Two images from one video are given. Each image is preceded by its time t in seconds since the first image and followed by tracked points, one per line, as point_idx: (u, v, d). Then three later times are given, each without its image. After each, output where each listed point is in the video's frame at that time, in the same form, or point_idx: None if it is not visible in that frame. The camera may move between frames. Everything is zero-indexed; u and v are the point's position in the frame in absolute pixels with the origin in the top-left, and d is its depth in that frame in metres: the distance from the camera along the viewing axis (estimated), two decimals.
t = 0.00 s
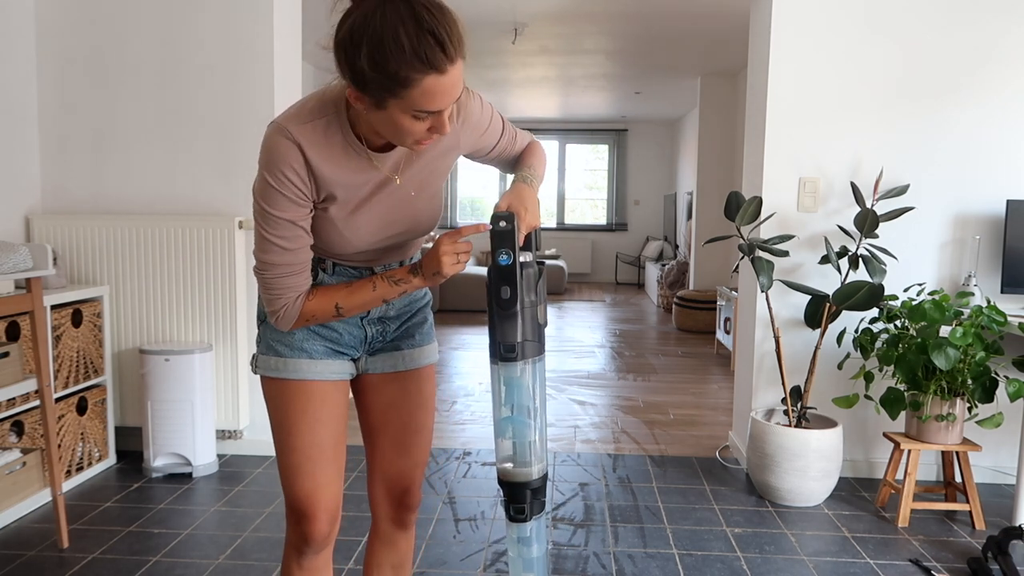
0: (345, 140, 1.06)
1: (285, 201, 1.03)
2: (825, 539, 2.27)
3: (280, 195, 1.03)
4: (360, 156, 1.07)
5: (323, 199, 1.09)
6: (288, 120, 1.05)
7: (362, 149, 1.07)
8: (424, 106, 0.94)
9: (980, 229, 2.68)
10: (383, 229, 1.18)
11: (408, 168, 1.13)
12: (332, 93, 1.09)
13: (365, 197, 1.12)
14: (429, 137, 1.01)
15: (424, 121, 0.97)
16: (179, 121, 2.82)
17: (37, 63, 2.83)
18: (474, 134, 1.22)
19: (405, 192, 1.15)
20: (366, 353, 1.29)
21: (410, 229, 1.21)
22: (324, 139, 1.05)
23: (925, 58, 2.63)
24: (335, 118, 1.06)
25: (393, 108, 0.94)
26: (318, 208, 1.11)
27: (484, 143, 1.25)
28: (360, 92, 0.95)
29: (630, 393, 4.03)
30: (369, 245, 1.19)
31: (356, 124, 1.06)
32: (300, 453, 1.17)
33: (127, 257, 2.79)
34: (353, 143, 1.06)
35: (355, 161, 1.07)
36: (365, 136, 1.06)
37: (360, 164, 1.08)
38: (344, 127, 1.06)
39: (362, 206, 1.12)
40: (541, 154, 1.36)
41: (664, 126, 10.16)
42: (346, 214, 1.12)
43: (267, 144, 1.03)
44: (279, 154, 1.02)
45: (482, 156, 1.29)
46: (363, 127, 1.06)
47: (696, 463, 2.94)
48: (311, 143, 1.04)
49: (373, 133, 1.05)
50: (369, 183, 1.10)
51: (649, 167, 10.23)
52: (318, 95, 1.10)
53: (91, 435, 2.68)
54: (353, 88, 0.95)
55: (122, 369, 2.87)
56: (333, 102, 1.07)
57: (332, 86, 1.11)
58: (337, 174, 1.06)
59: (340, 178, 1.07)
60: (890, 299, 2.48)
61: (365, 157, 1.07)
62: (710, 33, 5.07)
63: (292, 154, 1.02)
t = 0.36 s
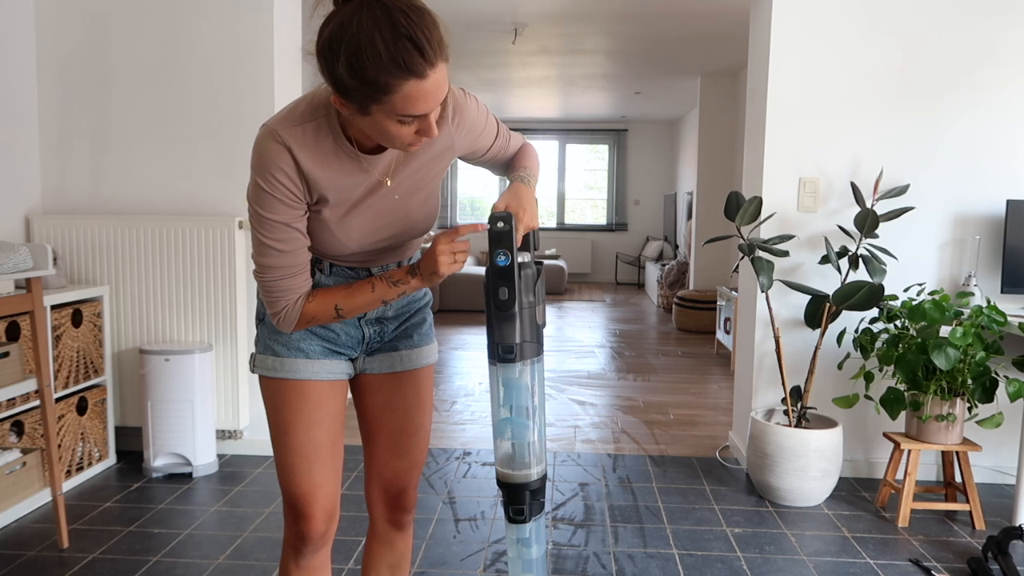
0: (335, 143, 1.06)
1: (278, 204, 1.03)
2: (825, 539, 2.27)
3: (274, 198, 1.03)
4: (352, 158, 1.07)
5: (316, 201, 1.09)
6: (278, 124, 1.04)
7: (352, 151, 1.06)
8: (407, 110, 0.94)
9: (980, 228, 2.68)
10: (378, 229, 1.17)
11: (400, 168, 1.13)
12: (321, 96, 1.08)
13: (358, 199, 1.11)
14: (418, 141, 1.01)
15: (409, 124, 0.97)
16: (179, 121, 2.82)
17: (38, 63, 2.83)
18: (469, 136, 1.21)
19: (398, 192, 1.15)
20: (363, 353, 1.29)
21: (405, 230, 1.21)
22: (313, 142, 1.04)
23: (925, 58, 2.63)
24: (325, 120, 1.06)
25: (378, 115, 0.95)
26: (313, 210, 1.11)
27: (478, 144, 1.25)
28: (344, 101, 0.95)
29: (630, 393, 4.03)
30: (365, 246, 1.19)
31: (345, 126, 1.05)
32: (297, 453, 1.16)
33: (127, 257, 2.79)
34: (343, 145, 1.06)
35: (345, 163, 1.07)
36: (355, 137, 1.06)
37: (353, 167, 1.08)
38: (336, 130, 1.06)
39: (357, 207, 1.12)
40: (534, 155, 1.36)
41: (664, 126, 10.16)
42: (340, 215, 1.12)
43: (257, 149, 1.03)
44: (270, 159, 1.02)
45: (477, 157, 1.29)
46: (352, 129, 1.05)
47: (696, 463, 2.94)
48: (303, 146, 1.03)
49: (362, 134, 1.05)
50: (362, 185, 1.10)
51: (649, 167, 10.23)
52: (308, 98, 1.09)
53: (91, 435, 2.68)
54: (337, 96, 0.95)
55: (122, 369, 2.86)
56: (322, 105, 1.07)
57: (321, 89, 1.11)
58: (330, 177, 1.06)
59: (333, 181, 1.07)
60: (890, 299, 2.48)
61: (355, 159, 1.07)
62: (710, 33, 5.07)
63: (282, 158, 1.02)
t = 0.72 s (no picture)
0: (335, 143, 1.06)
1: (274, 203, 1.03)
2: (825, 539, 2.27)
3: (270, 197, 1.03)
4: (350, 161, 1.07)
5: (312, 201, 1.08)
6: (278, 122, 1.05)
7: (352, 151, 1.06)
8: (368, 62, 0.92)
9: (980, 229, 2.68)
10: (374, 234, 1.17)
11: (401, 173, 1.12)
12: (324, 96, 1.09)
13: (354, 201, 1.11)
14: (381, 122, 0.95)
15: (370, 89, 0.94)
16: (179, 121, 2.82)
17: (38, 63, 2.83)
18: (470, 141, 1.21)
19: (395, 197, 1.14)
20: (357, 353, 1.29)
21: (400, 237, 1.21)
22: (313, 142, 1.05)
23: (925, 58, 2.63)
24: (325, 121, 1.06)
25: (347, 71, 0.94)
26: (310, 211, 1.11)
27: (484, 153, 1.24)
28: (331, 61, 0.98)
29: (630, 393, 4.03)
30: (360, 250, 1.19)
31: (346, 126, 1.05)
32: (291, 452, 1.16)
33: (127, 257, 2.79)
34: (342, 146, 1.06)
35: (343, 164, 1.07)
36: (355, 138, 1.06)
37: (351, 170, 1.08)
38: (336, 132, 1.06)
39: (353, 211, 1.12)
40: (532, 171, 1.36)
41: (664, 126, 10.16)
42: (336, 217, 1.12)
43: (255, 146, 1.03)
44: (268, 157, 1.02)
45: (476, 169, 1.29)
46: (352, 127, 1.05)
47: (696, 463, 2.94)
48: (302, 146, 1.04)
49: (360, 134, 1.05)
50: (360, 188, 1.10)
51: (649, 167, 10.23)
52: (310, 99, 1.09)
53: (91, 435, 2.68)
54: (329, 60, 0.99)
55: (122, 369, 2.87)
56: (324, 105, 1.07)
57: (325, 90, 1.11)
58: (327, 177, 1.06)
59: (330, 183, 1.07)
60: (890, 299, 2.48)
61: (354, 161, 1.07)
62: (710, 33, 5.07)
63: (279, 155, 1.02)
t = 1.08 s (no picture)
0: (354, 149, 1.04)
1: (279, 199, 1.00)
2: (825, 539, 2.27)
3: (277, 197, 1.00)
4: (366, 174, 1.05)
5: (318, 205, 1.05)
6: (299, 119, 1.03)
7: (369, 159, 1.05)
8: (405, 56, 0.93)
9: (980, 228, 2.68)
10: (378, 249, 1.14)
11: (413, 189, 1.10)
12: (350, 102, 1.08)
13: (363, 210, 1.08)
14: (401, 118, 0.94)
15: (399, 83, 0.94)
16: (179, 122, 2.82)
17: (38, 63, 2.83)
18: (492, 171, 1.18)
19: (404, 212, 1.12)
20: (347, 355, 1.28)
21: (401, 257, 1.19)
22: (331, 150, 1.03)
23: (925, 58, 2.63)
24: (347, 126, 1.05)
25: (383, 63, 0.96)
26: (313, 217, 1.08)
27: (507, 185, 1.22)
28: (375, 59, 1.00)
29: (630, 393, 4.03)
30: (361, 264, 1.16)
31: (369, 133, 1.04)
32: (283, 452, 1.16)
33: (127, 257, 2.79)
34: (360, 152, 1.05)
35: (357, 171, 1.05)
36: (375, 151, 1.05)
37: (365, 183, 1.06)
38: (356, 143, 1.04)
39: (358, 225, 1.10)
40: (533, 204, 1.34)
41: (664, 126, 10.16)
42: (342, 226, 1.09)
43: (271, 138, 1.01)
44: (283, 156, 0.99)
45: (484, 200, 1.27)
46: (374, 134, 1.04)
47: (696, 463, 2.94)
48: (320, 151, 1.02)
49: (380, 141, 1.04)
50: (369, 198, 1.07)
51: (649, 167, 10.23)
52: (335, 102, 1.09)
53: (91, 435, 2.68)
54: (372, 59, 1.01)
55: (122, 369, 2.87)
56: (348, 111, 1.06)
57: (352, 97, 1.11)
58: (339, 180, 1.04)
59: (342, 193, 1.04)
60: (890, 299, 2.48)
61: (369, 169, 1.05)
62: (710, 33, 5.07)
63: (294, 151, 0.99)
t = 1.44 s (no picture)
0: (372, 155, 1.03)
1: (294, 207, 0.98)
2: (825, 539, 2.27)
3: (291, 202, 0.98)
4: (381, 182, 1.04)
5: (332, 212, 1.03)
6: (314, 128, 1.01)
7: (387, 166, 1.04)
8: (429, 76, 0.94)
9: (980, 228, 2.68)
10: (388, 257, 1.13)
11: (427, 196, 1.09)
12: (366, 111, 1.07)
13: (377, 218, 1.07)
14: (422, 132, 0.94)
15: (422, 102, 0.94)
16: (179, 122, 2.82)
17: (38, 63, 2.83)
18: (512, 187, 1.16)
19: (417, 219, 1.11)
20: (346, 357, 1.27)
21: (411, 265, 1.17)
22: (348, 157, 1.01)
23: (925, 58, 2.63)
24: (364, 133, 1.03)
25: (405, 75, 0.95)
26: (324, 224, 1.06)
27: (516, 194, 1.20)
28: (396, 69, 1.00)
29: (630, 393, 4.03)
30: (371, 271, 1.14)
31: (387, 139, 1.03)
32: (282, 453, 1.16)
33: (127, 257, 2.79)
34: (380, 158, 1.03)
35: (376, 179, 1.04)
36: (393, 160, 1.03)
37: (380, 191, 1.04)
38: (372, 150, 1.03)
39: (371, 233, 1.08)
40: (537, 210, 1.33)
41: (664, 126, 10.16)
42: (355, 235, 1.07)
43: (287, 146, 0.99)
44: (299, 161, 0.97)
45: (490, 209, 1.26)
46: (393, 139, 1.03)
47: (696, 463, 2.94)
48: (337, 157, 1.00)
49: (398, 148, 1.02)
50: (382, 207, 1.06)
51: (649, 167, 10.23)
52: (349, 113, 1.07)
53: (91, 435, 2.68)
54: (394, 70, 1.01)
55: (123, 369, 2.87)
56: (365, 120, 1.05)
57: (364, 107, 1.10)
58: (354, 187, 1.02)
59: (357, 200, 1.03)
60: (890, 299, 2.48)
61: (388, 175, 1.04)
62: (710, 33, 5.07)
63: (312, 158, 0.97)
